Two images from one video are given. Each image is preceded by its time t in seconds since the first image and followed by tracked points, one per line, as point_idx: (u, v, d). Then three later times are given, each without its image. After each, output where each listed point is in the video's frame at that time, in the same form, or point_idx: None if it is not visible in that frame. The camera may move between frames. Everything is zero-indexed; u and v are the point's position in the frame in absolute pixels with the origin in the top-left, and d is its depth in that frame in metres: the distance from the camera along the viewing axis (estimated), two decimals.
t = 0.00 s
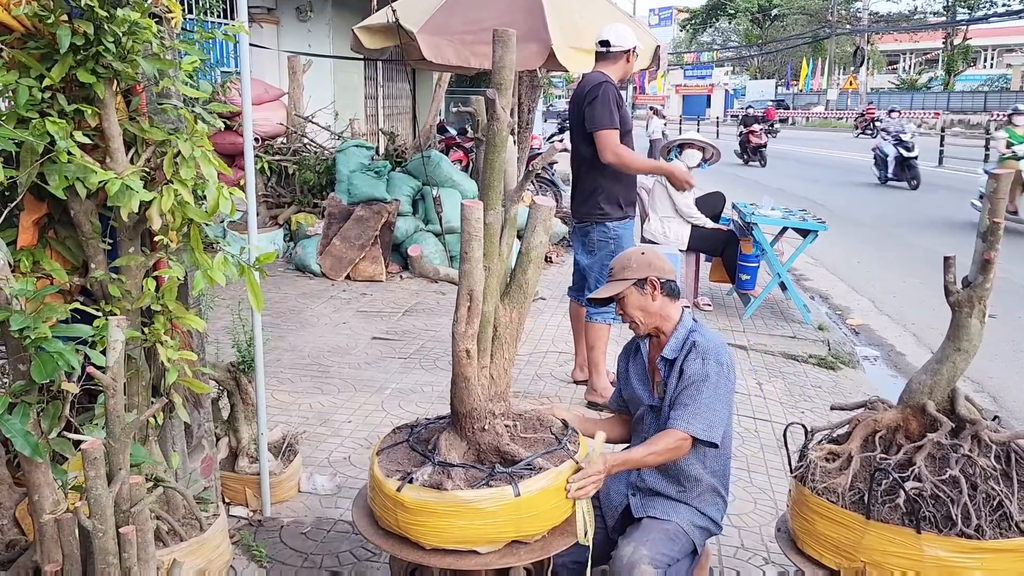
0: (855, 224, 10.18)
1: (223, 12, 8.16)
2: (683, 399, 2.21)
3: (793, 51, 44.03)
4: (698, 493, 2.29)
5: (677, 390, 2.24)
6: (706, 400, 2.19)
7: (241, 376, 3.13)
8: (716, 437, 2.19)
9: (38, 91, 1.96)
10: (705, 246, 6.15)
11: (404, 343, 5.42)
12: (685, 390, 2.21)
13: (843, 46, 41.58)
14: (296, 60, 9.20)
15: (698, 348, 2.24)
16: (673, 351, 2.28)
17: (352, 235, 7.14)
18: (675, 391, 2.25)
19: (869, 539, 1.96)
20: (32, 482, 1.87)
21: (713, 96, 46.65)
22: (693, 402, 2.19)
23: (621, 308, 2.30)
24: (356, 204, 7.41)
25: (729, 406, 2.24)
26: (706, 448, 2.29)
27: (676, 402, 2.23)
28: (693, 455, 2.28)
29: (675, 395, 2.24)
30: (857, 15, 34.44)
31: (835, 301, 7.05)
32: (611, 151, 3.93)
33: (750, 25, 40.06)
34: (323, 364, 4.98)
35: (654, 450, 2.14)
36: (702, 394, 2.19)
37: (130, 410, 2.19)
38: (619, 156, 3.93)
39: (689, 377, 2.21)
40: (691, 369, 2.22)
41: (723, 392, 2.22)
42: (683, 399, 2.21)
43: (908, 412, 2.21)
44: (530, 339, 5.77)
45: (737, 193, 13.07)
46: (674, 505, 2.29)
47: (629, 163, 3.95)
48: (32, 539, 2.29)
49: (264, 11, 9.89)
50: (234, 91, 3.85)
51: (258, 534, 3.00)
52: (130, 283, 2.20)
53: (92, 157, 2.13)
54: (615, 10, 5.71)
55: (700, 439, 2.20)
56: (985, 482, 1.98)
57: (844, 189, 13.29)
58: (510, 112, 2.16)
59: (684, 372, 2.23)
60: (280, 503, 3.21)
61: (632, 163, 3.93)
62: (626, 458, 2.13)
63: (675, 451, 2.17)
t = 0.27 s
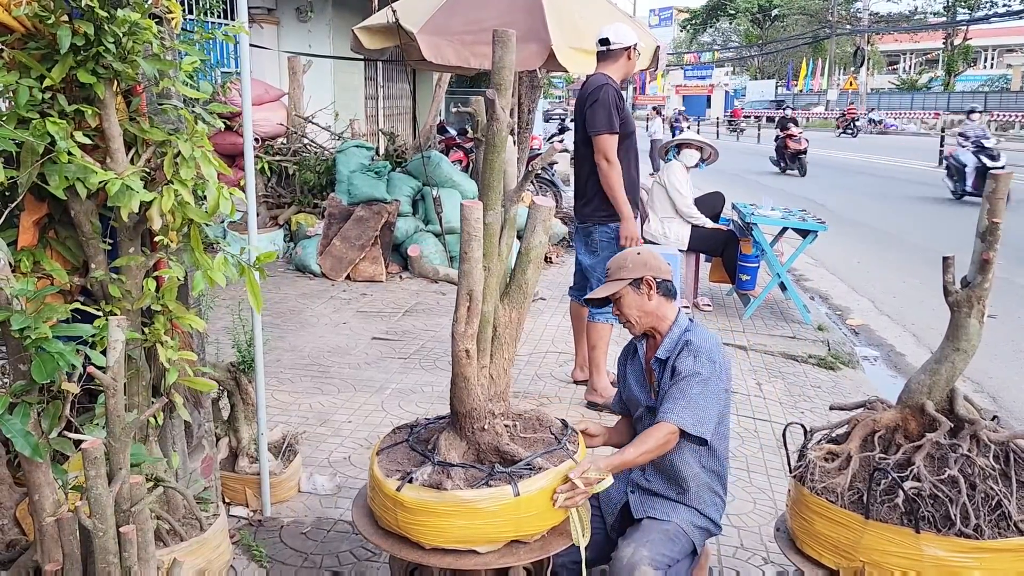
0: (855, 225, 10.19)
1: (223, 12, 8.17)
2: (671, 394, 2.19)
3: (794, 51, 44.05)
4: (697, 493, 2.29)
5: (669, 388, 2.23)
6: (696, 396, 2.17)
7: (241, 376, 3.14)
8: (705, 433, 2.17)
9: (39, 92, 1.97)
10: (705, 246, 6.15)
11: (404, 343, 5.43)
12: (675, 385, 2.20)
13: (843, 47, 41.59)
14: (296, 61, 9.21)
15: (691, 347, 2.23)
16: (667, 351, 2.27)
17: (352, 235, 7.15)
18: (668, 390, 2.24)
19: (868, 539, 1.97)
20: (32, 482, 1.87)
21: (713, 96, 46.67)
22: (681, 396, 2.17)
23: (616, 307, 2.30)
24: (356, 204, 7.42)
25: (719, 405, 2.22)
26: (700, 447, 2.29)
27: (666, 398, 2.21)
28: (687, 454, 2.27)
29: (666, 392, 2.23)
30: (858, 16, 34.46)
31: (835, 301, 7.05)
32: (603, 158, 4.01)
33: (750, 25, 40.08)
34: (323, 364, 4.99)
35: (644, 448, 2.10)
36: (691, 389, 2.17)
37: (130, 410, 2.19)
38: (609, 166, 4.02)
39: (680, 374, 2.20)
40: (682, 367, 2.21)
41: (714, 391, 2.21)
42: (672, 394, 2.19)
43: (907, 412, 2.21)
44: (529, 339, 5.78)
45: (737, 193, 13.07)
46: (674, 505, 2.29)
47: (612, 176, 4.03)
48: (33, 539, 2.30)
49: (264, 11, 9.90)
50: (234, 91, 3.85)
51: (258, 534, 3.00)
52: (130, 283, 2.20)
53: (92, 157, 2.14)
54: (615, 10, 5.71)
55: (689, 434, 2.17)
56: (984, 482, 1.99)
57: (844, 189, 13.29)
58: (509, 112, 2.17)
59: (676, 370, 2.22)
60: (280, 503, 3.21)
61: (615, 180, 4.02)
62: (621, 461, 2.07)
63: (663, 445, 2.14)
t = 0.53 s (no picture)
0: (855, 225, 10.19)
1: (223, 13, 8.17)
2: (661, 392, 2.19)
3: (794, 51, 44.05)
4: (696, 494, 2.29)
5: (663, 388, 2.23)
6: (688, 393, 2.17)
7: (241, 377, 3.14)
8: (695, 432, 2.16)
9: (39, 93, 1.97)
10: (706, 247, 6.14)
11: (404, 344, 5.43)
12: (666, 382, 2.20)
13: (844, 47, 41.59)
14: (297, 61, 9.22)
15: (686, 348, 2.23)
16: (663, 352, 2.28)
17: (352, 235, 7.15)
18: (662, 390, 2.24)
19: (867, 539, 1.97)
20: (33, 481, 1.87)
21: (713, 97, 46.71)
22: (671, 393, 2.17)
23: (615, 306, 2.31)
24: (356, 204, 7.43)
25: (712, 406, 2.22)
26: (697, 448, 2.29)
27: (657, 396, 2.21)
28: (683, 455, 2.27)
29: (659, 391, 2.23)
30: (858, 16, 34.47)
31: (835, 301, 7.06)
32: (590, 153, 4.03)
33: (751, 25, 40.08)
34: (323, 364, 4.99)
35: (632, 446, 2.08)
36: (682, 387, 2.17)
37: (130, 410, 2.20)
38: (595, 162, 4.03)
39: (673, 374, 2.20)
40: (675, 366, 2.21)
41: (708, 391, 2.20)
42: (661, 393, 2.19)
43: (905, 412, 2.22)
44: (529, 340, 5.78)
45: (737, 194, 13.07)
46: (673, 506, 2.29)
47: (598, 173, 4.04)
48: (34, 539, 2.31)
49: (264, 12, 9.91)
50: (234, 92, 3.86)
51: (258, 533, 3.01)
52: (130, 283, 2.21)
53: (93, 157, 2.14)
54: (614, 10, 5.72)
55: (680, 432, 2.17)
56: (983, 481, 1.99)
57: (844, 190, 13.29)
58: (508, 113, 2.17)
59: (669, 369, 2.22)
60: (280, 503, 3.22)
61: (600, 177, 4.02)
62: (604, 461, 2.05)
63: (650, 443, 2.12)
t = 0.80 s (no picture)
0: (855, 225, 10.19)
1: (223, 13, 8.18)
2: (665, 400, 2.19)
3: (794, 51, 44.05)
4: (697, 499, 2.29)
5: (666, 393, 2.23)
6: (692, 400, 2.17)
7: (241, 377, 3.14)
8: (699, 438, 2.16)
9: (40, 93, 1.97)
10: (707, 247, 6.08)
11: (404, 344, 5.43)
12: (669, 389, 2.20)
13: (844, 48, 41.59)
14: (297, 61, 9.21)
15: (689, 352, 2.23)
16: (664, 356, 2.27)
17: (352, 236, 7.16)
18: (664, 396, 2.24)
19: (866, 539, 1.97)
20: (33, 482, 1.86)
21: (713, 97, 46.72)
22: (676, 401, 2.17)
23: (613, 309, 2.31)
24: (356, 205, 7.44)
25: (716, 411, 2.22)
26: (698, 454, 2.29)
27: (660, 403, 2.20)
28: (686, 462, 2.26)
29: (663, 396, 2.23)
30: (858, 16, 34.46)
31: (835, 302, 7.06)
32: (595, 155, 4.02)
33: (751, 26, 40.07)
34: (324, 364, 4.99)
35: (636, 449, 2.07)
36: (685, 393, 2.17)
37: (130, 410, 2.20)
38: (601, 164, 4.02)
39: (676, 379, 2.20)
40: (678, 371, 2.21)
41: (711, 397, 2.20)
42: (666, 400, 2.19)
43: (905, 412, 2.22)
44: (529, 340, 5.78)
45: (737, 194, 13.07)
46: (675, 510, 2.29)
47: (605, 174, 4.03)
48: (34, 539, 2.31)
49: (264, 12, 9.91)
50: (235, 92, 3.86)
51: (258, 534, 3.01)
52: (130, 284, 2.21)
53: (93, 158, 2.15)
54: (615, 11, 5.72)
55: (684, 439, 2.17)
56: (983, 482, 1.99)
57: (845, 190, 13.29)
58: (508, 113, 2.17)
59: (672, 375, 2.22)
60: (280, 503, 3.22)
61: (608, 178, 4.02)
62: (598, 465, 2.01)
63: (656, 447, 2.12)
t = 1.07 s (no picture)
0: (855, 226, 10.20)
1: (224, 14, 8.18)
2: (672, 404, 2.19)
3: (794, 52, 44.06)
4: (701, 502, 2.28)
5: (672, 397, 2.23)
6: (701, 404, 2.17)
7: (242, 378, 3.14)
8: (706, 443, 2.17)
9: (41, 93, 1.97)
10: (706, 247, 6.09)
11: (404, 345, 5.44)
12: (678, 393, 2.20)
13: (844, 48, 41.62)
14: (297, 62, 9.21)
15: (697, 355, 2.23)
16: (669, 360, 2.28)
17: (353, 236, 7.17)
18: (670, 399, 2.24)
19: (867, 539, 1.97)
20: (35, 482, 1.86)
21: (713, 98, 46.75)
22: (685, 406, 2.17)
23: (618, 308, 2.31)
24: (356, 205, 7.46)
25: (725, 414, 2.22)
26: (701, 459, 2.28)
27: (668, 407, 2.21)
28: (692, 465, 2.27)
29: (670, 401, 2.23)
30: (858, 17, 34.47)
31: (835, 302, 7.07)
32: (608, 154, 4.01)
33: (750, 26, 40.07)
34: (324, 365, 4.99)
35: (644, 454, 2.10)
36: (694, 397, 2.17)
37: (132, 411, 2.20)
38: (615, 162, 4.02)
39: (685, 383, 2.20)
40: (686, 374, 2.21)
41: (720, 401, 2.21)
42: (674, 406, 2.19)
43: (906, 412, 2.22)
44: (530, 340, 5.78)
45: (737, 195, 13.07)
46: (678, 512, 2.29)
47: (619, 172, 4.03)
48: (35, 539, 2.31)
49: (264, 13, 9.91)
50: (236, 93, 3.86)
51: (259, 534, 3.01)
52: (132, 284, 2.21)
53: (94, 158, 2.15)
54: (615, 12, 5.72)
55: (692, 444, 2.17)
56: (984, 482, 1.99)
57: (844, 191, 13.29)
58: (514, 114, 2.18)
59: (680, 378, 2.22)
60: (280, 504, 3.21)
61: (623, 174, 4.03)
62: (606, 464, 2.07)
63: (665, 452, 2.13)
